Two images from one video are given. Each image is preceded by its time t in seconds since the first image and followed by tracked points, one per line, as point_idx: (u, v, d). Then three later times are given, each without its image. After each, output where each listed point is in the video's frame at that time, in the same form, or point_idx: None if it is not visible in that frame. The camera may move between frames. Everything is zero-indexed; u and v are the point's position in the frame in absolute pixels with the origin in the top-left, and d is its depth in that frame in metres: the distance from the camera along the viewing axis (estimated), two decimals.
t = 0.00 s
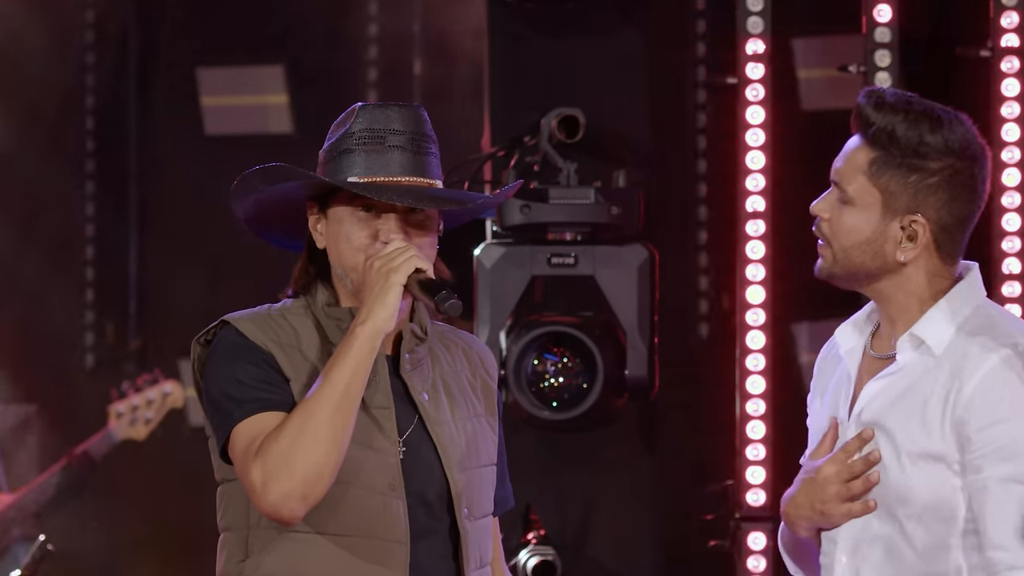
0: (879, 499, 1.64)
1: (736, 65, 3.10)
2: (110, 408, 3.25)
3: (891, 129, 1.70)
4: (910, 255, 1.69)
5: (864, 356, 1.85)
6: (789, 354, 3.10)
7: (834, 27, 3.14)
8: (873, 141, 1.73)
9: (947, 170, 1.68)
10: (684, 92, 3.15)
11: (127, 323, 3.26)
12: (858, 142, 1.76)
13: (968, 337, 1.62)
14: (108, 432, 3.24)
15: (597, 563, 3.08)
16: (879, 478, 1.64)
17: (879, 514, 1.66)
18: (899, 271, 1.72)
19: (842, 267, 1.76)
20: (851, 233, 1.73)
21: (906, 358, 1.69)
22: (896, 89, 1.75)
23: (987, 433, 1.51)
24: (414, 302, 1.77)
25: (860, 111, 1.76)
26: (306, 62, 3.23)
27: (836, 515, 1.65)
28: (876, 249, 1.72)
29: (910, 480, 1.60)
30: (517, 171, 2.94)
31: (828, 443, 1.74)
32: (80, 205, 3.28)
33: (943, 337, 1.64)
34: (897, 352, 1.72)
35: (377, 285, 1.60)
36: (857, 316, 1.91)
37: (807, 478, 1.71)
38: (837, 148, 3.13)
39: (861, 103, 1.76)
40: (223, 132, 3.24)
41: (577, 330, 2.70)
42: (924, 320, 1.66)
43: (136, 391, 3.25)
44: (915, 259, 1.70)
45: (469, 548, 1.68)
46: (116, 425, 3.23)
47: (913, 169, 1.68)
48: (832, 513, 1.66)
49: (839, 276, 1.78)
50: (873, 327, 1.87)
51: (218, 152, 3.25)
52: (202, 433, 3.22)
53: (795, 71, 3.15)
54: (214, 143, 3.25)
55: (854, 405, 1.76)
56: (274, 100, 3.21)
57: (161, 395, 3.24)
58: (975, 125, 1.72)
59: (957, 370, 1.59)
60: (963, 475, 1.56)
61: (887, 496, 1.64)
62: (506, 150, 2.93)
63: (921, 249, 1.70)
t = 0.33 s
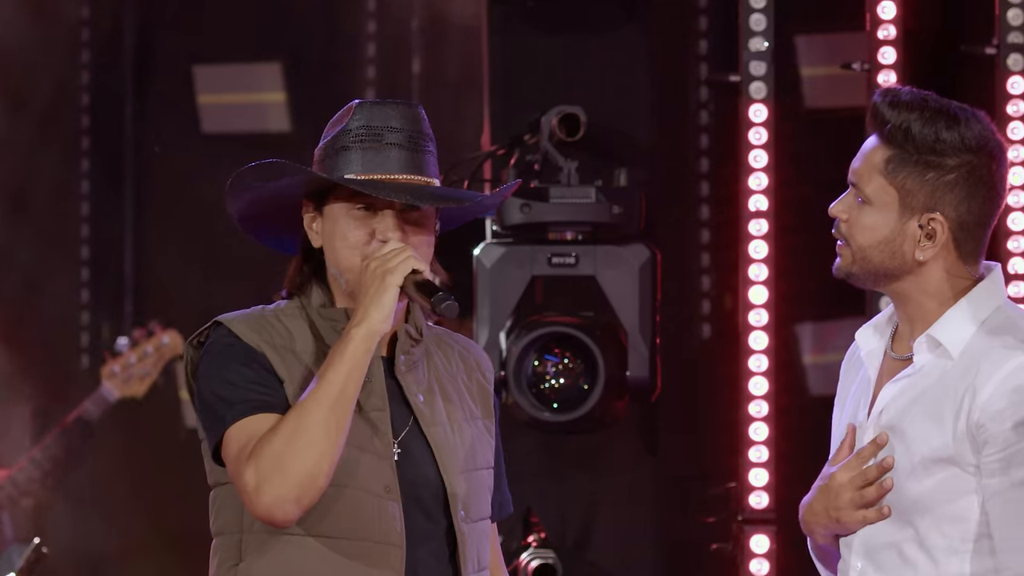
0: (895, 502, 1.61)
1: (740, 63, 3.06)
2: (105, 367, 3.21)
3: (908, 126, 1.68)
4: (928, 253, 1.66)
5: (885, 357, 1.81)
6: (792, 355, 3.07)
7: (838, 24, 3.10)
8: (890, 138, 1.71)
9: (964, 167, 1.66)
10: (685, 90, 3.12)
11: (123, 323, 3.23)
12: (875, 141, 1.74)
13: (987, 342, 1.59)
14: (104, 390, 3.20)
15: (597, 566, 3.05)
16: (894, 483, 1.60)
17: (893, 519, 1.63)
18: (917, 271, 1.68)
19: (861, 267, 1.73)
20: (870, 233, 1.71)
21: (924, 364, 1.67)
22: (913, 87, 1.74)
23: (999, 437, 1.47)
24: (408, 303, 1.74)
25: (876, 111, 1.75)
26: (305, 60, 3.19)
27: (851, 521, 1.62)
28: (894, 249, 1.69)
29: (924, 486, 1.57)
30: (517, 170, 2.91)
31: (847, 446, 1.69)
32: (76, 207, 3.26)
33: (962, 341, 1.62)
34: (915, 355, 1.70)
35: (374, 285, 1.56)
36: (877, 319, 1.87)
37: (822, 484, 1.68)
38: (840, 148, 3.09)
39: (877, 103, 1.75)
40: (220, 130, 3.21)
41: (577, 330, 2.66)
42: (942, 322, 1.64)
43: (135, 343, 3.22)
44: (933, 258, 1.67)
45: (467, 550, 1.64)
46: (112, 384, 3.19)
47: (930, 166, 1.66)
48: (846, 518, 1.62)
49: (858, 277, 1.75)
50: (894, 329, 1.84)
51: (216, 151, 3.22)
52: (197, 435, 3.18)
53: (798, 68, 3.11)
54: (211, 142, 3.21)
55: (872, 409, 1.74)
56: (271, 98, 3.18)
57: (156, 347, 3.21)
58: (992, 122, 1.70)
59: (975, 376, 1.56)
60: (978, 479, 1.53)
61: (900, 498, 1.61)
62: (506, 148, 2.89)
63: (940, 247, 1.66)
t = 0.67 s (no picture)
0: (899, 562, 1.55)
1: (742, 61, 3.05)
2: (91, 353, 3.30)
3: (916, 121, 1.65)
4: (935, 250, 1.62)
5: (895, 362, 1.77)
6: (794, 355, 3.04)
7: (842, 22, 3.06)
8: (898, 134, 1.67)
9: (972, 163, 1.62)
10: (689, 88, 3.08)
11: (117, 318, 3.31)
12: (882, 137, 1.70)
13: (993, 342, 1.55)
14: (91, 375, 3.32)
15: (597, 569, 3.01)
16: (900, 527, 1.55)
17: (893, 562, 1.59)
18: (926, 268, 1.64)
19: (870, 266, 1.68)
20: (879, 231, 1.66)
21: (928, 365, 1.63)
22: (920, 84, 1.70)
23: (1005, 440, 1.44)
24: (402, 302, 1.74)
25: (883, 106, 1.71)
26: (301, 57, 3.17)
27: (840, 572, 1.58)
28: (903, 246, 1.64)
29: (926, 489, 1.53)
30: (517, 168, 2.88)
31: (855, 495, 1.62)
32: (71, 207, 3.34)
33: (968, 340, 1.58)
34: (920, 357, 1.65)
35: (386, 290, 1.53)
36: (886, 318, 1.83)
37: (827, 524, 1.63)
38: (843, 146, 3.06)
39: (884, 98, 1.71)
40: (216, 128, 3.18)
41: (577, 330, 2.62)
42: (951, 322, 1.60)
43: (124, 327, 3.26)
44: (942, 255, 1.63)
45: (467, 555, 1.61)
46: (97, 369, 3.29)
47: (939, 162, 1.63)
48: (838, 567, 1.58)
49: (868, 278, 1.70)
50: (905, 332, 1.79)
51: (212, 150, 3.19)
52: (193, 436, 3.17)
53: (801, 65, 3.08)
54: (206, 141, 3.19)
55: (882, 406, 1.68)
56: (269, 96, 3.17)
57: (143, 331, 3.21)
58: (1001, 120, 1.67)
59: (980, 375, 1.52)
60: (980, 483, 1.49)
61: (901, 502, 1.56)
62: (506, 147, 2.86)
63: (948, 245, 1.62)
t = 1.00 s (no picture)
0: (900, 565, 1.51)
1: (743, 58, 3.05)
2: (66, 342, 3.39)
3: (913, 118, 1.62)
4: (931, 246, 1.60)
5: (889, 360, 1.74)
6: (797, 357, 3.01)
7: (844, 19, 3.03)
8: (894, 132, 1.65)
9: (968, 159, 1.60)
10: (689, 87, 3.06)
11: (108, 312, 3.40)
12: (879, 134, 1.68)
13: (986, 337, 1.52)
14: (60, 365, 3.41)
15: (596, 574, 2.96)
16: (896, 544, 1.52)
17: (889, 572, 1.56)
18: (919, 265, 1.61)
19: (863, 262, 1.66)
20: (873, 227, 1.64)
21: (920, 363, 1.60)
22: (919, 81, 1.68)
23: (1000, 437, 1.40)
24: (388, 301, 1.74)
25: (881, 104, 1.68)
26: (298, 58, 3.26)
27: None
28: (897, 242, 1.62)
29: (922, 489, 1.50)
30: (517, 167, 2.85)
31: (853, 510, 1.60)
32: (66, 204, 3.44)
33: (958, 337, 1.55)
34: (911, 354, 1.63)
35: (387, 287, 1.51)
36: (883, 318, 1.80)
37: (823, 544, 1.60)
38: (844, 145, 3.02)
39: (882, 95, 1.68)
40: (212, 126, 3.29)
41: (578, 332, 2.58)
42: (941, 321, 1.58)
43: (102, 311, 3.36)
44: (935, 253, 1.60)
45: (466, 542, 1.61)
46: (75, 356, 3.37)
47: (935, 157, 1.60)
48: None
49: (858, 272, 1.68)
50: (900, 331, 1.76)
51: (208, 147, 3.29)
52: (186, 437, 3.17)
53: (804, 64, 3.05)
54: (202, 139, 3.30)
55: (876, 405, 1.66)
56: (266, 95, 3.26)
57: (116, 313, 3.31)
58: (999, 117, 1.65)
59: (974, 372, 1.49)
60: (977, 481, 1.46)
61: (894, 501, 1.53)
62: (506, 147, 2.82)
63: (943, 242, 1.60)
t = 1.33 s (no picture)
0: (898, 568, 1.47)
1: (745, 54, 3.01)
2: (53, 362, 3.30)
3: (900, 116, 1.59)
4: (919, 245, 1.57)
5: (880, 361, 1.71)
6: (799, 357, 2.98)
7: (848, 15, 2.99)
8: (881, 131, 1.62)
9: (956, 157, 1.56)
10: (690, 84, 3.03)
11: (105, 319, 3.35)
12: (867, 134, 1.65)
13: (978, 336, 1.49)
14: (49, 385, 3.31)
15: None
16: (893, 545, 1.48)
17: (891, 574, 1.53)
18: (910, 265, 1.59)
19: (851, 261, 1.63)
20: (862, 226, 1.61)
21: (913, 363, 1.57)
22: (907, 82, 1.64)
23: (993, 435, 1.37)
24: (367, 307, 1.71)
25: (868, 103, 1.65)
26: (296, 55, 3.24)
27: None
28: (885, 241, 1.59)
29: (917, 489, 1.46)
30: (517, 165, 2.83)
31: (849, 513, 1.57)
32: (60, 203, 3.40)
33: (951, 335, 1.52)
34: (904, 354, 1.60)
35: (392, 284, 1.49)
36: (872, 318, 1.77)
37: (820, 548, 1.57)
38: (848, 143, 2.99)
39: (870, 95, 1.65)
40: (208, 124, 3.28)
41: (577, 332, 2.54)
42: (935, 319, 1.55)
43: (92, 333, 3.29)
44: (925, 252, 1.58)
45: (457, 540, 1.63)
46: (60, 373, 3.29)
47: (923, 156, 1.57)
48: None
49: (846, 272, 1.65)
50: (890, 331, 1.73)
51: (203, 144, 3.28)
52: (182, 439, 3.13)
53: (806, 60, 3.01)
54: (198, 137, 3.28)
55: (869, 408, 1.63)
56: (262, 92, 3.24)
57: (103, 335, 3.24)
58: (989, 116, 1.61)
59: (966, 371, 1.46)
60: (971, 480, 1.43)
61: (890, 503, 1.50)
62: (504, 144, 2.80)
63: (932, 241, 1.57)
